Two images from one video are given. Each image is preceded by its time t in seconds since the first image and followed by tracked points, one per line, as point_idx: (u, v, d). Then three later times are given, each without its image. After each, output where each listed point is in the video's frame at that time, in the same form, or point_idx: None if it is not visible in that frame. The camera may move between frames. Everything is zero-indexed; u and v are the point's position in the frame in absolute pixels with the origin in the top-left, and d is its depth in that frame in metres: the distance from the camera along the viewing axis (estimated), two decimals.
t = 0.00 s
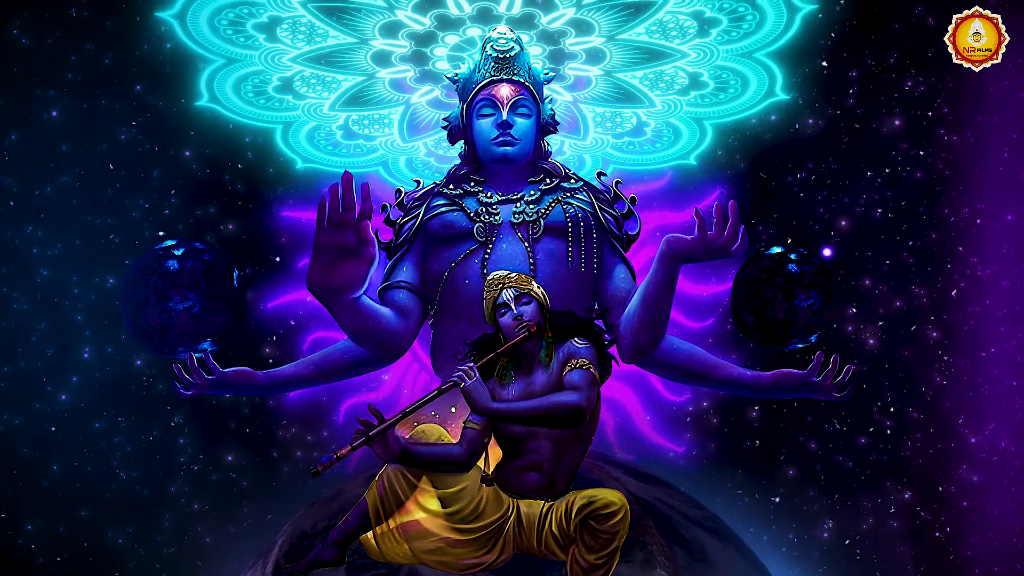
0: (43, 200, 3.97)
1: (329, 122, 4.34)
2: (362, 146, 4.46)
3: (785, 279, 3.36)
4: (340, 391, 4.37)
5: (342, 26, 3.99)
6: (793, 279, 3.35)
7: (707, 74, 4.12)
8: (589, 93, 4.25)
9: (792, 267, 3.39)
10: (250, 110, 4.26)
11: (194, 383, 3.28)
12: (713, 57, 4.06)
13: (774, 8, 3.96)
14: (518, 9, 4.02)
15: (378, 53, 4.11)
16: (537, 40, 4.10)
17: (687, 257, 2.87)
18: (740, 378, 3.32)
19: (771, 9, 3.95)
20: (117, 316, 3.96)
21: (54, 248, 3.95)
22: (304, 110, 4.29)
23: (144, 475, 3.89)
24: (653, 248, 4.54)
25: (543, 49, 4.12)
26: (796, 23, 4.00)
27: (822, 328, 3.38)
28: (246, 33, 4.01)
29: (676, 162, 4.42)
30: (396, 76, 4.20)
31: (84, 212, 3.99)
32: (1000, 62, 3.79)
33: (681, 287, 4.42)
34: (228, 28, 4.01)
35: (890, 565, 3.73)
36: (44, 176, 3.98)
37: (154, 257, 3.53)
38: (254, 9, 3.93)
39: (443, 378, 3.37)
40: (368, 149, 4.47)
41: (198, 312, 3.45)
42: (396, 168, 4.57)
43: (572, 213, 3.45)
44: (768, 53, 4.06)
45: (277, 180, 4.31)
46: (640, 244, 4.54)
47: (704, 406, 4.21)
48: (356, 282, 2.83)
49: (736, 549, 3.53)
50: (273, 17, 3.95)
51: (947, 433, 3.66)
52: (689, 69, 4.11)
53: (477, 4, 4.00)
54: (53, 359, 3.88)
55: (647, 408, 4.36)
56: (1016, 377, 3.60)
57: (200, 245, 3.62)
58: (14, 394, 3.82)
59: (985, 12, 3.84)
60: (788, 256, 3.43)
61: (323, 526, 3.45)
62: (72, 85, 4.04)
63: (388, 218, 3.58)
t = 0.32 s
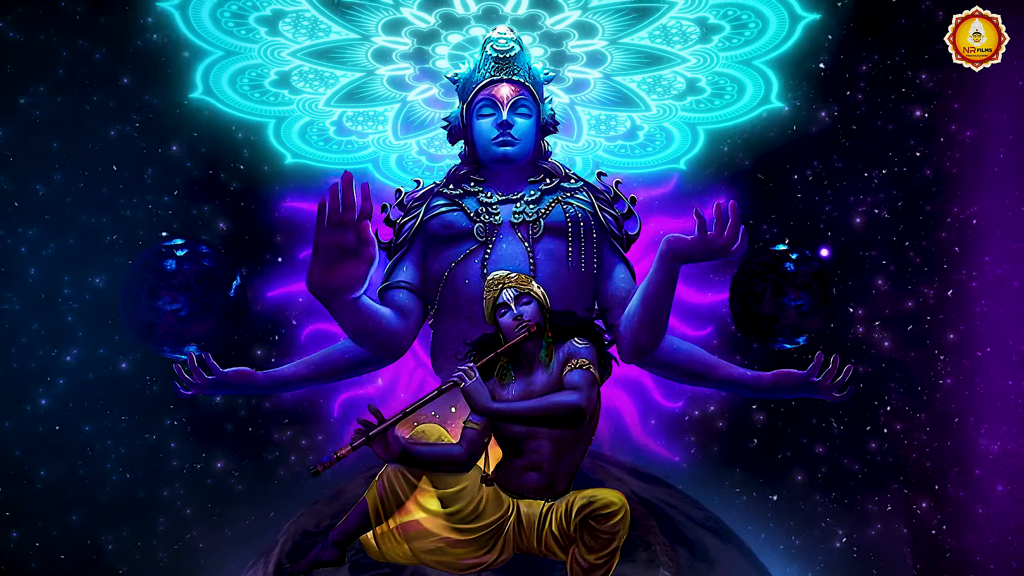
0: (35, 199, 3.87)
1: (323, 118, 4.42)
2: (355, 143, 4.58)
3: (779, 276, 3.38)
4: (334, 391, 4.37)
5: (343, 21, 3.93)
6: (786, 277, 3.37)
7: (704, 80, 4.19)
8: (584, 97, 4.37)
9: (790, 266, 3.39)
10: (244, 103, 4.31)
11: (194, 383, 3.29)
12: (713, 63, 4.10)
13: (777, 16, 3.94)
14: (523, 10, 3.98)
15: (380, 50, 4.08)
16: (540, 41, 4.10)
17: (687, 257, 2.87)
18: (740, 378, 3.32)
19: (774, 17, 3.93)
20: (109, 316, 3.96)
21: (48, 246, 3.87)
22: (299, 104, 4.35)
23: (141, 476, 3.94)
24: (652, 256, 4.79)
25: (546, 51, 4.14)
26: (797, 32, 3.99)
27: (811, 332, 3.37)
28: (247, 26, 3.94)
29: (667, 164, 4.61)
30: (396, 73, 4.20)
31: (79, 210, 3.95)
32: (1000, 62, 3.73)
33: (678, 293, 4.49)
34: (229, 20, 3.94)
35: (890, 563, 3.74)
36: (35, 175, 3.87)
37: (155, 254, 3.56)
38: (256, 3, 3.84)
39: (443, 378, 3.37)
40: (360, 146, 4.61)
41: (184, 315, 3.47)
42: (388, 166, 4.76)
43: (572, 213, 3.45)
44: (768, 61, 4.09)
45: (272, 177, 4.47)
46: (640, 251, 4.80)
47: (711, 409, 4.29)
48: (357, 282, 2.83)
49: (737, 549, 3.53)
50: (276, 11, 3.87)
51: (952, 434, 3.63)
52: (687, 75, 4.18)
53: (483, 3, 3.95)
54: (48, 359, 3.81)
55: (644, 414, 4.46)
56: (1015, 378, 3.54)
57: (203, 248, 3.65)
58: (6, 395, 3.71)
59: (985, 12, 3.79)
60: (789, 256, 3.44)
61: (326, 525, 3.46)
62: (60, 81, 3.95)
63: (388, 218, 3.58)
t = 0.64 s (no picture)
0: (26, 195, 3.90)
1: (317, 113, 4.38)
2: (346, 139, 4.56)
3: (773, 272, 3.39)
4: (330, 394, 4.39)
5: (347, 17, 3.91)
6: (779, 274, 3.37)
7: (701, 86, 4.21)
8: (581, 100, 4.39)
9: (785, 263, 3.40)
10: (239, 96, 4.27)
11: (194, 383, 3.29)
12: (712, 70, 4.11)
13: (778, 24, 3.94)
14: (529, 12, 3.97)
15: (381, 47, 4.06)
16: (543, 43, 4.11)
17: (687, 257, 2.87)
18: (740, 378, 3.32)
19: (776, 25, 3.94)
20: (105, 318, 3.96)
21: (40, 246, 3.87)
22: (294, 99, 4.31)
23: (140, 474, 3.93)
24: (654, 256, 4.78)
25: (547, 52, 4.14)
26: (797, 40, 3.99)
27: (797, 332, 3.36)
28: (250, 18, 3.89)
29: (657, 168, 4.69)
30: (394, 70, 4.20)
31: (73, 209, 3.96)
32: (1000, 62, 3.72)
33: (677, 302, 4.51)
34: (230, 11, 3.87)
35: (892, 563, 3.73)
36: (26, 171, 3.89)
37: (157, 254, 3.57)
38: None
39: (443, 378, 3.37)
40: (351, 141, 4.59)
41: (171, 316, 3.46)
42: (378, 164, 4.75)
43: (572, 213, 3.45)
44: (765, 70, 4.10)
45: (266, 174, 4.43)
46: (641, 250, 4.79)
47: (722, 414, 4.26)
48: (356, 282, 2.83)
49: (739, 550, 3.53)
50: (280, 4, 3.83)
51: (954, 436, 3.62)
52: (684, 80, 4.19)
53: (490, 3, 3.94)
54: (37, 360, 3.82)
55: (635, 418, 4.46)
56: (1011, 377, 3.54)
57: (207, 254, 3.64)
58: None
59: (986, 13, 3.78)
60: (789, 253, 3.44)
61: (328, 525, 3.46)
62: (50, 76, 3.95)
63: (388, 218, 3.58)
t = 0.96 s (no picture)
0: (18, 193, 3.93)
1: (310, 108, 4.36)
2: (338, 134, 4.52)
3: (768, 269, 3.42)
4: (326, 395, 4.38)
5: (351, 12, 3.90)
6: (774, 271, 3.40)
7: (697, 91, 4.26)
8: (576, 101, 4.38)
9: (782, 261, 3.40)
10: (235, 88, 4.23)
11: (194, 383, 3.29)
12: (710, 76, 4.17)
13: (779, 31, 4.00)
14: (535, 13, 3.97)
15: (382, 44, 4.06)
16: (546, 44, 4.10)
17: (687, 256, 2.87)
18: (740, 378, 3.32)
19: (777, 33, 4.00)
20: (96, 318, 3.95)
21: (32, 245, 3.89)
22: (289, 93, 4.28)
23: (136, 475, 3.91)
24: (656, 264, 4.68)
25: (550, 53, 4.14)
26: (797, 49, 4.02)
27: (783, 331, 3.39)
28: (253, 10, 3.90)
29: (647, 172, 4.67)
30: (394, 68, 4.19)
31: (67, 208, 3.97)
32: (1000, 62, 3.71)
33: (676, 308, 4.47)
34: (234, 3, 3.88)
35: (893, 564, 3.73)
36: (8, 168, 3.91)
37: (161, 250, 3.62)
38: None
39: (443, 377, 3.37)
40: (343, 137, 4.54)
41: (156, 314, 3.52)
42: (368, 162, 4.72)
43: (572, 213, 3.45)
44: (762, 78, 4.13)
45: (258, 172, 4.35)
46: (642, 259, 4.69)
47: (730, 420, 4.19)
48: (356, 282, 2.83)
49: (741, 550, 3.54)
50: None
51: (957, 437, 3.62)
52: (682, 86, 4.24)
53: (496, 5, 3.96)
54: (30, 360, 3.83)
55: (629, 417, 4.45)
56: (1006, 377, 3.54)
57: (207, 261, 3.62)
58: None
59: (986, 12, 3.77)
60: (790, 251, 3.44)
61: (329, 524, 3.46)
62: (41, 71, 3.99)
63: (388, 218, 3.59)
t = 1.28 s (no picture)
0: (13, 190, 3.91)
1: (304, 103, 4.30)
2: (330, 130, 4.42)
3: (768, 264, 3.46)
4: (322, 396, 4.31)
5: (357, 8, 3.92)
6: (774, 267, 3.43)
7: (693, 96, 4.22)
8: (574, 104, 4.36)
9: (784, 258, 3.44)
10: (231, 81, 4.21)
11: (194, 383, 3.29)
12: (707, 82, 4.16)
13: (779, 39, 4.01)
14: (540, 14, 4.02)
15: (385, 40, 4.07)
16: (547, 46, 4.11)
17: (687, 256, 2.87)
18: (740, 378, 3.32)
19: (777, 41, 4.00)
20: (93, 318, 3.94)
21: (26, 244, 3.89)
22: (286, 87, 4.23)
23: (139, 474, 3.92)
24: (655, 248, 4.46)
25: (552, 55, 4.14)
26: (797, 59, 4.03)
27: (771, 327, 3.43)
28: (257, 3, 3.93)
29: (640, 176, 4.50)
30: (394, 65, 4.18)
31: (62, 208, 3.96)
32: (1000, 62, 3.73)
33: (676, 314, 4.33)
34: None
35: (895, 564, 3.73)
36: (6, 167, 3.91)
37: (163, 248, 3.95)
38: None
39: (443, 378, 3.37)
40: (333, 134, 4.44)
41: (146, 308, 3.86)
42: (357, 159, 4.57)
43: (572, 213, 3.45)
44: (759, 86, 4.12)
45: (254, 168, 4.30)
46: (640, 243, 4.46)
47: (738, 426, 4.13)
48: (356, 282, 2.83)
49: (742, 549, 3.55)
50: None
51: (958, 438, 3.63)
52: (679, 91, 4.21)
53: (501, 6, 4.02)
54: (20, 359, 3.81)
55: (624, 421, 4.39)
56: (999, 376, 3.57)
57: (206, 267, 3.91)
58: None
59: (985, 12, 3.80)
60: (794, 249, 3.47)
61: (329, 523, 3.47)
62: (31, 67, 3.98)
63: (388, 218, 3.59)
